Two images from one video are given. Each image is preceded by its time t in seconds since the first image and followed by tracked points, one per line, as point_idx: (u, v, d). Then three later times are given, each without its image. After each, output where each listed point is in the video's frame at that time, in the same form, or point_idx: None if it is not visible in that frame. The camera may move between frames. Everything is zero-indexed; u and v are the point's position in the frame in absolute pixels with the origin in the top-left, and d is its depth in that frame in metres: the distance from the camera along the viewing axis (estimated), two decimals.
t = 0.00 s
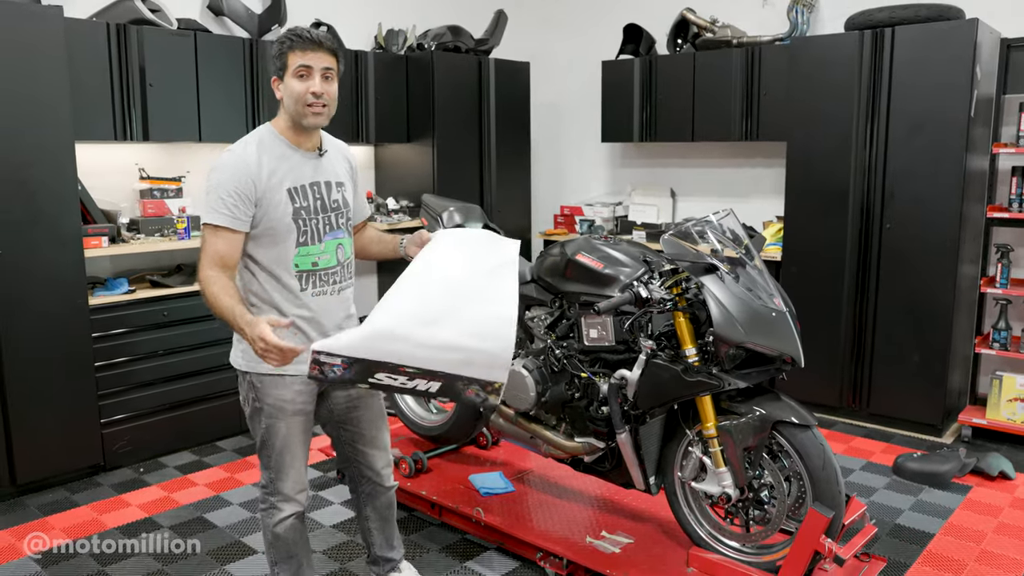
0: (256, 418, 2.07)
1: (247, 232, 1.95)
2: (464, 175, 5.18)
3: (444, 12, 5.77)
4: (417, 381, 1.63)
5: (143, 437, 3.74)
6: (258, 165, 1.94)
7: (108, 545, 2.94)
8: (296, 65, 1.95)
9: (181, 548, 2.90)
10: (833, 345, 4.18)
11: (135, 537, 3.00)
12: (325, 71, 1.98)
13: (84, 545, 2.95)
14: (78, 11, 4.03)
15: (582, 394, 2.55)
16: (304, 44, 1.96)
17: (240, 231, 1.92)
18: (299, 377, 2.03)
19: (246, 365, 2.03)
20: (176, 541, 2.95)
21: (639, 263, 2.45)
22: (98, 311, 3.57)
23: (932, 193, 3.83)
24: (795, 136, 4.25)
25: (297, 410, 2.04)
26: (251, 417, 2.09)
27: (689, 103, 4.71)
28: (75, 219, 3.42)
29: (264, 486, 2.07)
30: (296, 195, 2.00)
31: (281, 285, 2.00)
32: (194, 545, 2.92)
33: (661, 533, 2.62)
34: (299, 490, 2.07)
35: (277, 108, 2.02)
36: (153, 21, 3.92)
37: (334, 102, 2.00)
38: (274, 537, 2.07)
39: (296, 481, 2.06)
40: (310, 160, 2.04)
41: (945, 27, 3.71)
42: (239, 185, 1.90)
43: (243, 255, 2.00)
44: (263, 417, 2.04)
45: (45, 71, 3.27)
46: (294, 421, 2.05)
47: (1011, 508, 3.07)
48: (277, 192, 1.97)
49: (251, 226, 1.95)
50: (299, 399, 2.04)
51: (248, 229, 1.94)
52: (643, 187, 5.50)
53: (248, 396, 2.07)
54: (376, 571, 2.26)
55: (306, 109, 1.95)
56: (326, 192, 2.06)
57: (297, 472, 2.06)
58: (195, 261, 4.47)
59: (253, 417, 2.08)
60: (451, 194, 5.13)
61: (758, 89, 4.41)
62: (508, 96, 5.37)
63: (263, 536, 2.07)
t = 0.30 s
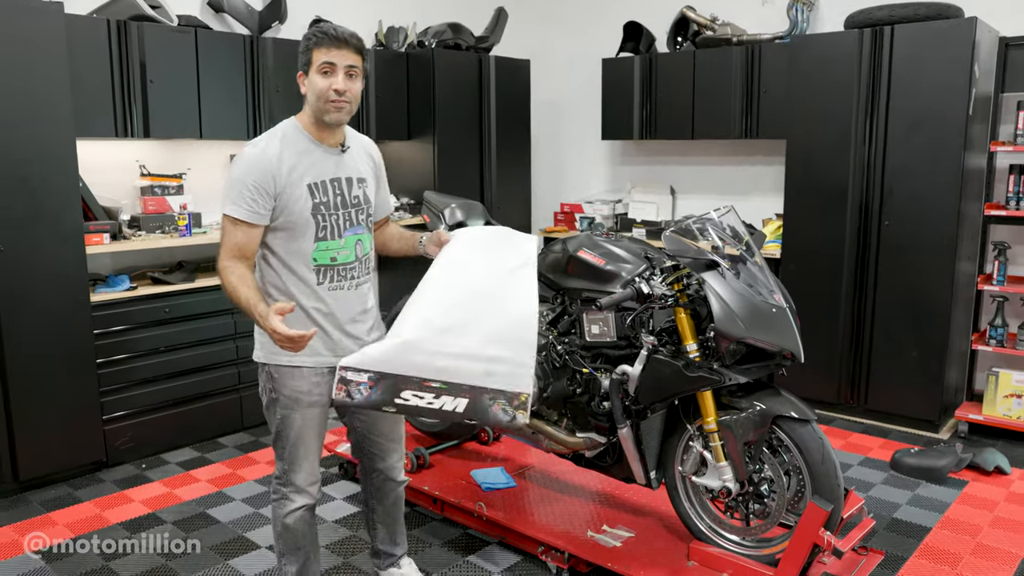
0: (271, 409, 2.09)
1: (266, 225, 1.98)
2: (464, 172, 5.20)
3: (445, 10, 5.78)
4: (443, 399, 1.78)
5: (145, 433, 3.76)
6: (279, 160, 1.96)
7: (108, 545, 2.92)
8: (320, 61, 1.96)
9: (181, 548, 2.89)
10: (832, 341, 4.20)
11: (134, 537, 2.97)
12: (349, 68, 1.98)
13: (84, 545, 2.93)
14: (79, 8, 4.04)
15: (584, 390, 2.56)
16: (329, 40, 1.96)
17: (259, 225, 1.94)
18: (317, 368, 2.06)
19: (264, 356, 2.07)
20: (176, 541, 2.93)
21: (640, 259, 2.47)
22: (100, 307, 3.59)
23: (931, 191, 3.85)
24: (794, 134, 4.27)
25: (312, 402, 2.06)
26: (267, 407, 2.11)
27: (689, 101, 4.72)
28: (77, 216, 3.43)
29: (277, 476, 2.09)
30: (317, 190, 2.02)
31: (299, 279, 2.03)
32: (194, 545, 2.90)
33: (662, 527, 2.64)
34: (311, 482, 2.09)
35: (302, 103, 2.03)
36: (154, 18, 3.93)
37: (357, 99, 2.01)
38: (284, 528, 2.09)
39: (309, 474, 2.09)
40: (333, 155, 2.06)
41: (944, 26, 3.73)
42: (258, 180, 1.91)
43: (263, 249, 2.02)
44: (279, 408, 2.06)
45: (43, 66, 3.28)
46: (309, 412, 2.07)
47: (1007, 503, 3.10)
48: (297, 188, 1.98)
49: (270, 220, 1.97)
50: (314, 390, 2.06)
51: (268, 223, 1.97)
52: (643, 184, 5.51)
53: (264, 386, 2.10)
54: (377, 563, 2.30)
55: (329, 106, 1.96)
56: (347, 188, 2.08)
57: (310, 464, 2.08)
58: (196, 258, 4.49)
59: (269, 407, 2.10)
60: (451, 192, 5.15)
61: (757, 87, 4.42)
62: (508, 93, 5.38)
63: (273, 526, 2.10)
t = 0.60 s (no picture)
0: (297, 399, 2.13)
1: (298, 213, 2.03)
2: (463, 169, 5.21)
3: (443, 7, 5.79)
4: (465, 385, 1.87)
5: (146, 430, 3.77)
6: (313, 149, 2.01)
7: (109, 545, 2.91)
8: (364, 58, 2.04)
9: (181, 548, 2.87)
10: (829, 338, 4.23)
11: (135, 537, 2.96)
12: (391, 67, 2.06)
13: (84, 545, 2.92)
14: (78, 5, 4.04)
15: (584, 385, 2.58)
16: (374, 39, 2.05)
17: (291, 212, 1.99)
18: (342, 358, 2.09)
19: (292, 344, 2.12)
20: (176, 541, 2.92)
21: (640, 256, 2.48)
22: (100, 305, 3.60)
23: (927, 188, 3.87)
24: (792, 131, 4.29)
25: (335, 392, 2.10)
26: (293, 398, 2.15)
27: (687, 98, 4.74)
28: (77, 213, 3.45)
29: (299, 469, 2.12)
30: (348, 182, 2.06)
31: (327, 267, 2.07)
32: (194, 544, 2.89)
33: (662, 521, 2.66)
34: (332, 476, 2.12)
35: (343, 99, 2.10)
36: (154, 15, 3.93)
37: (395, 98, 2.07)
38: (298, 521, 2.12)
39: (330, 468, 2.11)
40: (366, 150, 2.11)
41: (940, 24, 3.75)
42: (291, 167, 1.97)
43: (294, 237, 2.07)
44: (304, 399, 2.10)
45: (43, 64, 3.28)
46: (332, 403, 2.10)
47: (1002, 497, 3.12)
48: (328, 178, 2.03)
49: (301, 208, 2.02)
50: (338, 380, 2.09)
51: (299, 211, 2.02)
52: (641, 181, 5.53)
53: (291, 377, 2.14)
54: (380, 556, 2.32)
55: (368, 101, 2.02)
56: (377, 182, 2.12)
57: (332, 458, 2.11)
58: (196, 255, 4.51)
59: (295, 398, 2.14)
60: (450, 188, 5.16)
61: (755, 84, 4.44)
62: (507, 90, 5.39)
63: (289, 519, 2.13)
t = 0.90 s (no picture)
0: (308, 388, 2.16)
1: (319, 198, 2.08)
2: (459, 168, 5.22)
3: (440, 6, 5.79)
4: (486, 357, 1.92)
5: (144, 428, 3.78)
6: (337, 139, 2.07)
7: (108, 545, 2.90)
8: (399, 57, 2.07)
9: (180, 548, 2.87)
10: (825, 335, 4.25)
11: (134, 537, 2.95)
12: (424, 69, 2.09)
13: (84, 545, 2.90)
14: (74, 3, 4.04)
15: (582, 382, 2.59)
16: (409, 39, 2.08)
17: (311, 196, 2.03)
18: (352, 348, 2.11)
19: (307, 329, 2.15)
20: (176, 541, 2.91)
21: (638, 253, 2.51)
22: (97, 302, 3.60)
23: (921, 186, 3.89)
24: (787, 130, 4.31)
25: (344, 381, 2.12)
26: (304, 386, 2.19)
27: (683, 97, 4.75)
28: (75, 211, 3.45)
29: (308, 462, 2.14)
30: (369, 173, 2.10)
31: (343, 255, 2.10)
32: (194, 544, 2.89)
33: (659, 517, 2.68)
34: (340, 469, 2.13)
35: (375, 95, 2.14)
36: (151, 13, 3.94)
37: (426, 99, 2.10)
38: (305, 515, 2.14)
39: (337, 461, 2.12)
40: (392, 147, 2.15)
41: (934, 24, 3.77)
42: (314, 152, 2.03)
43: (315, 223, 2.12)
44: (314, 387, 2.13)
45: (45, 60, 3.30)
46: (341, 393, 2.12)
47: (995, 491, 3.15)
48: (349, 167, 2.08)
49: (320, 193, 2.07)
50: (347, 369, 2.11)
51: (319, 195, 2.06)
52: (637, 180, 5.55)
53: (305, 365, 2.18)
54: (379, 550, 2.33)
55: (399, 98, 2.06)
56: (398, 178, 2.15)
57: (340, 451, 2.12)
58: (193, 253, 4.52)
59: (306, 387, 2.18)
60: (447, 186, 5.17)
61: (751, 83, 4.45)
62: (504, 89, 5.40)
63: (296, 512, 2.15)
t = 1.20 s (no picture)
0: (314, 382, 2.17)
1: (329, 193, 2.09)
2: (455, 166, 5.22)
3: (436, 4, 5.79)
4: (480, 347, 1.88)
5: (140, 426, 3.78)
6: (349, 134, 2.08)
7: (108, 545, 2.90)
8: (412, 55, 2.08)
9: (180, 547, 2.86)
10: (819, 333, 4.27)
11: (134, 537, 2.95)
12: (436, 66, 2.10)
13: (84, 545, 2.90)
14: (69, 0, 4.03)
15: (578, 379, 2.60)
16: (421, 37, 2.09)
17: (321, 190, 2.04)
18: (358, 343, 2.11)
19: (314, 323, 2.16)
20: (176, 541, 2.90)
21: (633, 251, 2.50)
22: (93, 301, 3.60)
23: (915, 185, 3.92)
24: (782, 128, 4.32)
25: (350, 375, 2.12)
26: (309, 380, 2.19)
27: (678, 96, 4.76)
28: (70, 209, 3.45)
29: (310, 456, 2.15)
30: (380, 169, 2.11)
31: (352, 249, 2.11)
32: (194, 544, 2.88)
33: (655, 514, 2.70)
34: (342, 465, 2.13)
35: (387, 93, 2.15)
36: (146, 11, 3.93)
37: (438, 95, 2.11)
38: (306, 510, 2.14)
39: (340, 457, 2.13)
40: (403, 145, 2.15)
41: (928, 23, 3.79)
42: (325, 146, 2.04)
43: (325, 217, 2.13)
44: (319, 381, 2.13)
45: (44, 58, 3.31)
46: (346, 387, 2.13)
47: (988, 488, 3.17)
48: (360, 162, 2.08)
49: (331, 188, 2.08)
50: (353, 364, 2.12)
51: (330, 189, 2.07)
52: (633, 178, 5.56)
53: (311, 358, 2.18)
54: (376, 547, 2.34)
55: (413, 96, 2.07)
56: (409, 175, 2.16)
57: (342, 446, 2.13)
58: (189, 251, 4.51)
59: (311, 382, 2.18)
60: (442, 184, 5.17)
61: (746, 82, 4.46)
62: (499, 87, 5.40)
63: (297, 507, 2.15)
